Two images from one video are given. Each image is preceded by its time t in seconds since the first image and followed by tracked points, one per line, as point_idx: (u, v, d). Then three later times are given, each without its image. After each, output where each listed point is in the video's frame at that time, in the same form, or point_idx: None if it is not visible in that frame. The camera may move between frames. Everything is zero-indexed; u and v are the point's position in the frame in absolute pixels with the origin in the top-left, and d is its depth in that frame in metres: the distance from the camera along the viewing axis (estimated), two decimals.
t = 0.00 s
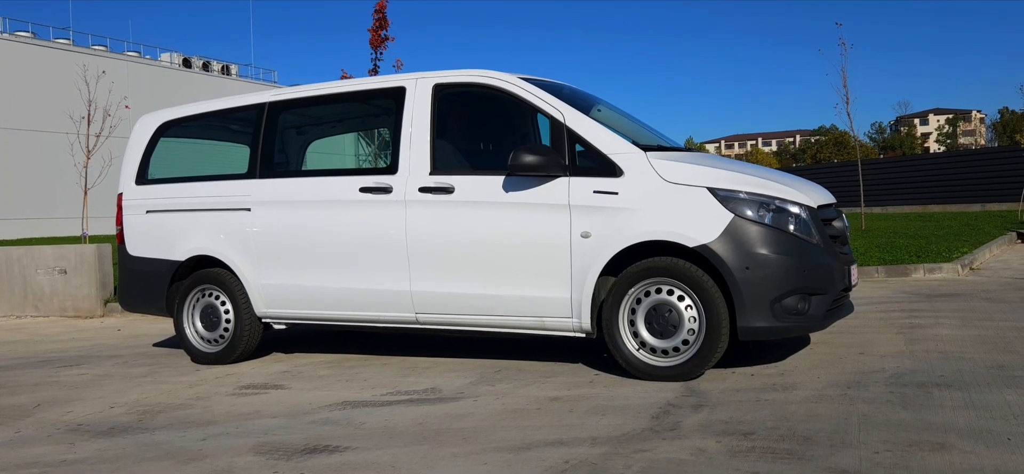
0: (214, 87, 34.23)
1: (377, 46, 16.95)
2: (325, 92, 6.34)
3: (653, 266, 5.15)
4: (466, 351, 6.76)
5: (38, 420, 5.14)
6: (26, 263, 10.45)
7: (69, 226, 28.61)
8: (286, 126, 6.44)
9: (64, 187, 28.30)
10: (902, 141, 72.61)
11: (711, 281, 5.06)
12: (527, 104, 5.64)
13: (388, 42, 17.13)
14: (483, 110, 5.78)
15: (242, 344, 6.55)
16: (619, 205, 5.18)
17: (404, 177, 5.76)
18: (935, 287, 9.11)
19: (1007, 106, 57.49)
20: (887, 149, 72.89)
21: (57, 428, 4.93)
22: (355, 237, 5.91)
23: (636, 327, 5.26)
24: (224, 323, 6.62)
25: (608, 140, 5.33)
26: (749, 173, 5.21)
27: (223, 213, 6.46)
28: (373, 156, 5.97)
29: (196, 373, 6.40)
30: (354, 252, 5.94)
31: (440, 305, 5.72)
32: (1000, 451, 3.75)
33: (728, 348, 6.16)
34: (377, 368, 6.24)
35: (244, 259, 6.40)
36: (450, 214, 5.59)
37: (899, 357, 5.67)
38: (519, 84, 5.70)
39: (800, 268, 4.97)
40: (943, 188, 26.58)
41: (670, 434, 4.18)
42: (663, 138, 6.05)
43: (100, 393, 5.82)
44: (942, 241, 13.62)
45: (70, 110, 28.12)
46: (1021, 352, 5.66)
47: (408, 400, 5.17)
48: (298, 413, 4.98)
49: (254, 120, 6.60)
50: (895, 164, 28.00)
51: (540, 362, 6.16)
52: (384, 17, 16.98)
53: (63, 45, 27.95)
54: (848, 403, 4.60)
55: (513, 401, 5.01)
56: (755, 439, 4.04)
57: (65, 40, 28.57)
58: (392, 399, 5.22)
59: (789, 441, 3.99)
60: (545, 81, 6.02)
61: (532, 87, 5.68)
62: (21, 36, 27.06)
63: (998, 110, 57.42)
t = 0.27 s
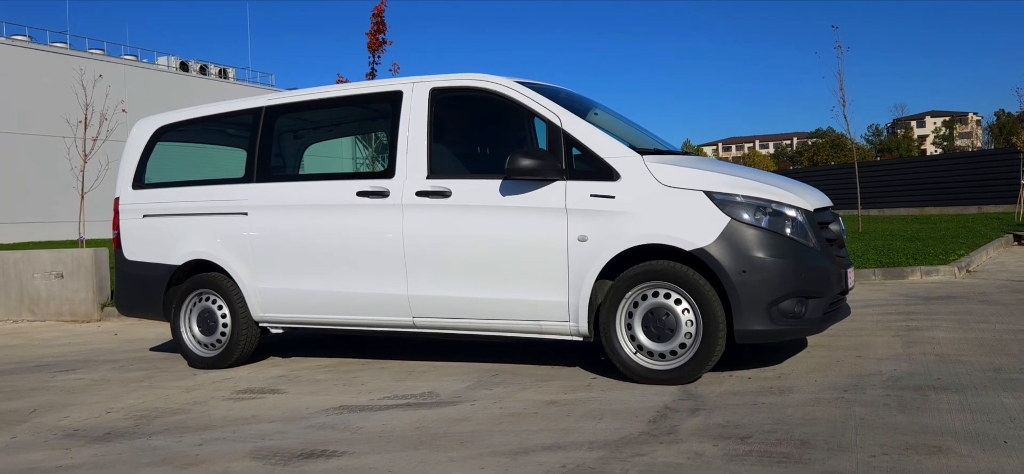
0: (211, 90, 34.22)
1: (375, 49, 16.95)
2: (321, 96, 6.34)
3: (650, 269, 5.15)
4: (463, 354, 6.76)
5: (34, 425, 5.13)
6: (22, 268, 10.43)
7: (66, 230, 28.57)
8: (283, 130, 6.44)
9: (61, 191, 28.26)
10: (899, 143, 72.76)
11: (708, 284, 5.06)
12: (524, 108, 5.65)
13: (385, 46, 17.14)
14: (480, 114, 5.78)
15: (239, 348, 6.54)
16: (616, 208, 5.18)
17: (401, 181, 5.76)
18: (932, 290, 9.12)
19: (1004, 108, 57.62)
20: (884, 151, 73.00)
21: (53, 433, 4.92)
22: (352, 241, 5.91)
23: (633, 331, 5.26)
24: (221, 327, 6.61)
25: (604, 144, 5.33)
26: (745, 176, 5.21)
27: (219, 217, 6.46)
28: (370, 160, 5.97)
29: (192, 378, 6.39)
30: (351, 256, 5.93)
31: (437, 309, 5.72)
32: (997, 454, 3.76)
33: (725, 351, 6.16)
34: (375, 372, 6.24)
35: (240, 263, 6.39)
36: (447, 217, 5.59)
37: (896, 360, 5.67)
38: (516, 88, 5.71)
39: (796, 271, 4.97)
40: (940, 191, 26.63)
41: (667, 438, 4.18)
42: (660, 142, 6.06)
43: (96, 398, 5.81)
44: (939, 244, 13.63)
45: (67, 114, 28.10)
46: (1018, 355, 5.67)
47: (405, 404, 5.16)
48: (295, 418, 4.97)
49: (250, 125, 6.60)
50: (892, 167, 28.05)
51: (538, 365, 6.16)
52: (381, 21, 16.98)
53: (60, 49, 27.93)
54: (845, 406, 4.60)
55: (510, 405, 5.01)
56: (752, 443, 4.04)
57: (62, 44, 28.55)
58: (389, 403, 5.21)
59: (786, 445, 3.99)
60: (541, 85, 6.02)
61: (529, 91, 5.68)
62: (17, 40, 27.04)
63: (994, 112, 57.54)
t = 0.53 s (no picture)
0: (207, 94, 34.20)
1: (369, 52, 16.96)
2: (318, 100, 6.34)
3: (647, 273, 5.15)
4: (460, 358, 6.75)
5: (30, 430, 5.11)
6: (18, 273, 10.40)
7: (62, 235, 28.51)
8: (279, 134, 6.44)
9: (57, 195, 28.22)
10: (895, 146, 72.93)
11: (704, 288, 5.06)
12: (521, 112, 5.65)
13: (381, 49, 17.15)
14: (476, 117, 5.78)
15: (235, 353, 6.53)
16: (613, 212, 5.18)
17: (397, 185, 5.76)
18: (928, 293, 9.14)
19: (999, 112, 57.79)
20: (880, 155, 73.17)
21: (49, 438, 4.91)
22: (348, 245, 5.90)
23: (630, 334, 5.26)
24: (217, 332, 6.60)
25: (601, 148, 5.34)
26: (742, 180, 5.22)
27: (216, 222, 6.45)
28: (367, 164, 5.97)
29: (188, 382, 6.38)
30: (347, 260, 5.93)
31: (434, 313, 5.71)
32: (993, 457, 3.76)
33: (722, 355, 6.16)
34: (371, 376, 6.23)
35: (237, 267, 6.38)
36: (444, 221, 5.59)
37: (893, 364, 5.68)
38: (512, 92, 5.71)
39: (793, 275, 4.98)
40: (935, 194, 26.69)
41: (664, 441, 4.18)
42: (656, 145, 6.06)
43: (92, 402, 5.80)
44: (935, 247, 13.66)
45: (63, 118, 28.06)
46: (1013, 358, 5.68)
47: (402, 408, 5.15)
48: (291, 422, 4.96)
49: (247, 129, 6.59)
50: (888, 170, 28.12)
51: (535, 369, 6.16)
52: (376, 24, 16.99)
53: (56, 53, 27.90)
54: (842, 409, 4.60)
55: (507, 409, 5.00)
56: (749, 447, 4.04)
57: (58, 48, 28.52)
58: (386, 407, 5.21)
59: (783, 448, 3.99)
60: (538, 89, 6.03)
61: (525, 95, 5.69)
62: (13, 44, 27.00)
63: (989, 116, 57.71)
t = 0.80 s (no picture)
0: (204, 97, 34.17)
1: (363, 55, 16.97)
2: (314, 103, 6.34)
3: (643, 276, 5.16)
4: (456, 362, 6.75)
5: (24, 435, 5.09)
6: (13, 276, 10.38)
7: (58, 238, 28.45)
8: (275, 137, 6.43)
9: (52, 198, 28.16)
10: (890, 149, 73.09)
11: (700, 291, 5.07)
12: (517, 116, 5.66)
13: (375, 52, 17.15)
14: (472, 121, 5.79)
15: (231, 357, 6.52)
16: (609, 216, 5.19)
17: (394, 188, 5.76)
18: (923, 296, 9.15)
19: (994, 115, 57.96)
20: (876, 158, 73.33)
21: (43, 442, 4.89)
22: (344, 248, 5.90)
23: (626, 338, 5.27)
24: (213, 335, 6.59)
25: (597, 151, 5.34)
26: (737, 183, 5.23)
27: (212, 225, 6.44)
28: (363, 167, 5.96)
29: (184, 386, 6.37)
30: (343, 263, 5.92)
31: (430, 316, 5.71)
32: (988, 460, 3.77)
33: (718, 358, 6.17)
34: (367, 379, 6.22)
35: (233, 271, 6.38)
36: (440, 225, 5.59)
37: (888, 367, 5.69)
38: (509, 95, 5.72)
39: (788, 278, 4.99)
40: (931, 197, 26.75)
41: (660, 445, 4.18)
42: (653, 149, 6.07)
43: (87, 406, 5.78)
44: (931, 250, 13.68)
45: (58, 121, 28.01)
46: (1008, 361, 5.69)
47: (398, 412, 5.15)
48: (287, 426, 4.95)
49: (243, 132, 6.59)
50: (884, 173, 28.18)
51: (531, 373, 6.15)
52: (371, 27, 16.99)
53: (52, 56, 27.84)
54: (837, 412, 4.61)
55: (503, 413, 5.00)
56: (745, 450, 4.04)
57: (54, 51, 28.48)
58: (382, 411, 5.20)
59: (778, 451, 4.00)
60: (534, 92, 6.03)
61: (521, 99, 5.69)
62: (9, 47, 26.95)
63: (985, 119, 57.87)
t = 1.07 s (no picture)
0: (200, 99, 34.13)
1: (360, 57, 16.96)
2: (310, 105, 6.34)
3: (639, 278, 5.16)
4: (453, 363, 6.75)
5: (20, 437, 5.08)
6: (9, 277, 10.36)
7: (53, 239, 28.39)
8: (272, 139, 6.43)
9: (48, 200, 28.11)
10: (887, 151, 73.23)
11: (697, 293, 5.07)
12: (513, 117, 5.66)
13: (372, 53, 17.15)
14: (469, 122, 5.79)
15: (227, 359, 6.51)
16: (605, 217, 5.19)
17: (390, 189, 5.76)
18: (919, 298, 9.17)
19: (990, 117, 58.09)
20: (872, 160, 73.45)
21: (39, 444, 4.88)
22: (341, 250, 5.90)
23: (623, 339, 5.27)
24: (210, 337, 6.58)
25: (594, 153, 5.35)
26: (734, 185, 5.24)
27: (208, 226, 6.43)
28: (361, 169, 5.97)
29: (180, 388, 6.36)
30: (340, 265, 5.92)
31: (427, 318, 5.71)
32: (983, 461, 3.78)
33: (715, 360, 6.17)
34: (364, 381, 6.22)
35: (229, 272, 6.37)
36: (436, 226, 5.59)
37: (884, 368, 5.69)
38: (505, 97, 5.72)
39: (785, 280, 4.99)
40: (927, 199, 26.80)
41: (657, 447, 4.18)
42: (649, 151, 6.08)
43: (82, 408, 5.77)
44: (928, 252, 13.70)
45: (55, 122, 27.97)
46: (1004, 363, 5.70)
47: (395, 414, 5.14)
48: (283, 428, 4.95)
49: (239, 133, 6.59)
50: (880, 175, 28.23)
51: (528, 374, 6.15)
52: (367, 29, 16.98)
53: (48, 57, 27.79)
54: (833, 414, 4.61)
55: (499, 414, 5.00)
56: (741, 452, 4.05)
57: (50, 52, 28.44)
58: (379, 412, 5.20)
59: (774, 453, 4.00)
60: (531, 94, 6.04)
61: (518, 100, 5.70)
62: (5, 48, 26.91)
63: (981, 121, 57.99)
